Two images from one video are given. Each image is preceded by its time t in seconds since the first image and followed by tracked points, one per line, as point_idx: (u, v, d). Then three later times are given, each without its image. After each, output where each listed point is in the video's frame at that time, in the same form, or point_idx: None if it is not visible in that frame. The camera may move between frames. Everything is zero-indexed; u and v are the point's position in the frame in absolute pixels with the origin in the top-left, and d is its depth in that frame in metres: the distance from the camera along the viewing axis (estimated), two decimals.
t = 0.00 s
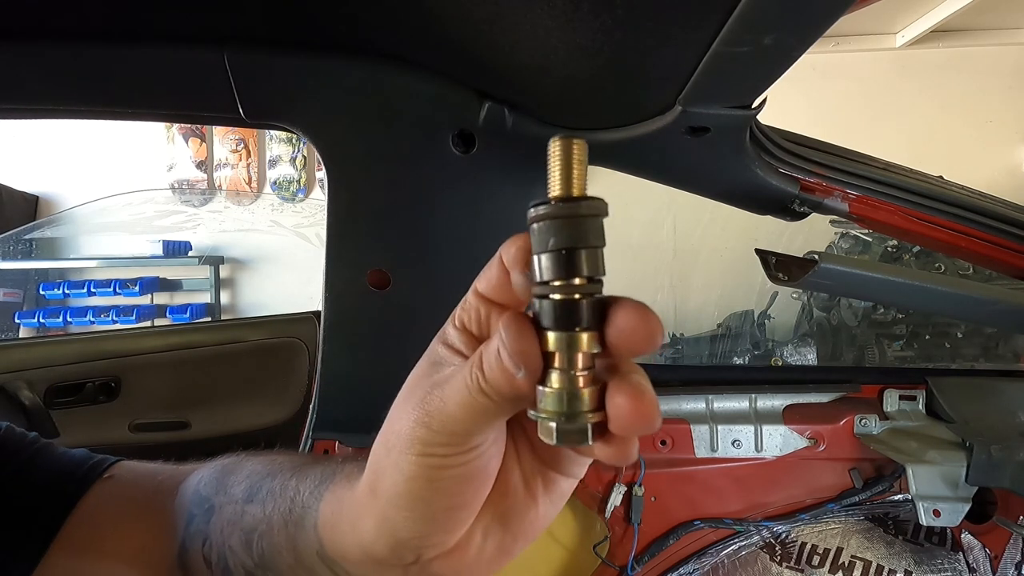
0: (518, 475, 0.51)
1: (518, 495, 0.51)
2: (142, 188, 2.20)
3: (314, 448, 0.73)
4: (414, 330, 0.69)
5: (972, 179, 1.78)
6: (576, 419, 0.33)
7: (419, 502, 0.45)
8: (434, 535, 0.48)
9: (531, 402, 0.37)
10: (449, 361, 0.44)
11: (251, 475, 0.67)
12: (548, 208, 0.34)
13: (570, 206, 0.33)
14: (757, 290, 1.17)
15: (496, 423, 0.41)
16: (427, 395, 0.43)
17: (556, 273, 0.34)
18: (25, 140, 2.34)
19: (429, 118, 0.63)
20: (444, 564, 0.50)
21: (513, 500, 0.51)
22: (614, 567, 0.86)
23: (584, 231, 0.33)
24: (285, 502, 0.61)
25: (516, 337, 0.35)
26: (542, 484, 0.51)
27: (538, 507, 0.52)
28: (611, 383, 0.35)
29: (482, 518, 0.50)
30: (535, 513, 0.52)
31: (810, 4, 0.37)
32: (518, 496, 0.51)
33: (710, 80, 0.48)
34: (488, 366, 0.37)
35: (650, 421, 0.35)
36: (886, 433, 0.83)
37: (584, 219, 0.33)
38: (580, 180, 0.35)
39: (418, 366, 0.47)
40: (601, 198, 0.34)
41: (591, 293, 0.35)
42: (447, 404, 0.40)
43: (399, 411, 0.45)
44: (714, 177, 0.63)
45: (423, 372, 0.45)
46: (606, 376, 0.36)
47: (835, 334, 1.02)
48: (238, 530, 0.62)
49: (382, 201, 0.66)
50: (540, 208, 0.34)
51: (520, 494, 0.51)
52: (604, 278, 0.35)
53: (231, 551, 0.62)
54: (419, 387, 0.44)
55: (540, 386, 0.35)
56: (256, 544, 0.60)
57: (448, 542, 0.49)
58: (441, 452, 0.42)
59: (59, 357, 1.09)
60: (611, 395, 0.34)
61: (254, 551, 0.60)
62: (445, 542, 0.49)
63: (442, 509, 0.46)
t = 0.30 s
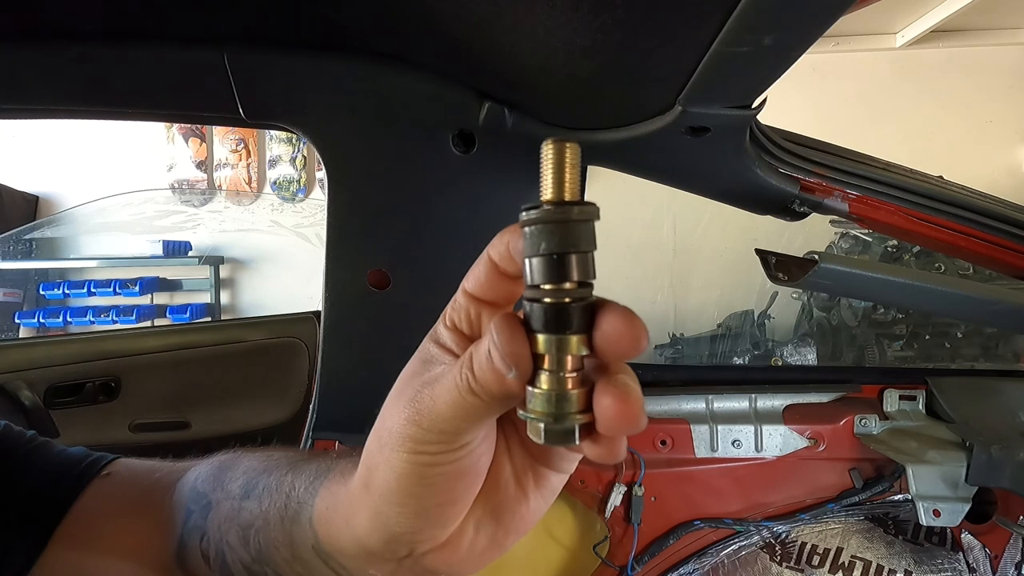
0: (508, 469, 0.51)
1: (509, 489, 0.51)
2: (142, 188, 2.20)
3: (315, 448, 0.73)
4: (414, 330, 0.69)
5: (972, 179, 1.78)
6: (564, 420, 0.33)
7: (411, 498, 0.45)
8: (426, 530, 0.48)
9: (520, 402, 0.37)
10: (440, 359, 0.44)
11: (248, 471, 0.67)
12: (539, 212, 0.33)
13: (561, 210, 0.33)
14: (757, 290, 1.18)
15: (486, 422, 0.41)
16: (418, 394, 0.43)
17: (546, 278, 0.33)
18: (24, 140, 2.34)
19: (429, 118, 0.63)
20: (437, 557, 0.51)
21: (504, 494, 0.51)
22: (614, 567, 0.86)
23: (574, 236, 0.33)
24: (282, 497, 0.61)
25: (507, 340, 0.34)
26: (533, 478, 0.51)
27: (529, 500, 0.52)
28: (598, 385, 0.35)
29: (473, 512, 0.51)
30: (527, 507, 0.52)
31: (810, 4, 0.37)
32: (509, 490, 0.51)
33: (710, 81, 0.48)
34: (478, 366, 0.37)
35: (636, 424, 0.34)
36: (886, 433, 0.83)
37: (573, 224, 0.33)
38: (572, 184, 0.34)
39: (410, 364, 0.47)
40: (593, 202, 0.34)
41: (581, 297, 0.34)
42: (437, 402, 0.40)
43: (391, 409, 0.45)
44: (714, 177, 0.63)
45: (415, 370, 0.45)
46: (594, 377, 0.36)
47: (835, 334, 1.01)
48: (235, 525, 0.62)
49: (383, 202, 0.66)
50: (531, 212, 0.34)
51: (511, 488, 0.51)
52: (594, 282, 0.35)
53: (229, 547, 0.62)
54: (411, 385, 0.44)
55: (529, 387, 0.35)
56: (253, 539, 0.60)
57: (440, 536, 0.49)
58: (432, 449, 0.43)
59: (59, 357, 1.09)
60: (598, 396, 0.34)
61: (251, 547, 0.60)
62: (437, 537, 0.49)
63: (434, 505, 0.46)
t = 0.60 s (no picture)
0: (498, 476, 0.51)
1: (499, 496, 0.51)
2: (142, 188, 2.20)
3: (315, 447, 0.73)
4: (414, 329, 0.69)
5: (972, 179, 1.78)
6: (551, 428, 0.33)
7: (398, 508, 0.45)
8: (414, 538, 0.48)
9: (507, 411, 0.37)
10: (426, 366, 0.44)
11: (242, 473, 0.67)
12: (517, 216, 0.33)
13: (541, 213, 0.32)
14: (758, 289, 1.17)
15: (473, 430, 0.41)
16: (404, 401, 0.43)
17: (529, 283, 0.33)
18: (25, 140, 2.34)
19: (429, 118, 0.63)
20: (426, 564, 0.51)
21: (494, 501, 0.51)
22: (614, 567, 0.86)
23: (555, 239, 0.32)
24: (274, 501, 0.61)
25: (490, 349, 0.34)
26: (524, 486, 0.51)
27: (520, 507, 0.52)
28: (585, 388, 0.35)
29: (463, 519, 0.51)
30: (517, 514, 0.52)
31: (810, 4, 0.37)
32: (499, 497, 0.51)
33: (710, 80, 0.48)
34: (462, 375, 0.37)
35: (626, 426, 0.34)
36: (886, 433, 0.83)
37: (554, 226, 0.32)
38: (551, 184, 0.34)
39: (398, 369, 0.46)
40: (574, 204, 0.33)
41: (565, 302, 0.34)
42: (423, 410, 0.40)
43: (377, 416, 0.45)
44: (714, 177, 0.63)
45: (401, 377, 0.45)
46: (581, 382, 0.36)
47: (835, 334, 1.02)
48: (229, 528, 0.62)
49: (383, 201, 0.66)
50: (510, 215, 0.33)
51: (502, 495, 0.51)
52: (578, 285, 0.34)
53: (222, 550, 0.62)
54: (397, 392, 0.44)
55: (516, 396, 0.35)
56: (247, 542, 0.60)
57: (429, 543, 0.49)
58: (418, 458, 0.42)
59: (59, 357, 1.10)
60: (586, 400, 0.34)
61: (244, 550, 0.60)
62: (426, 545, 0.49)
63: (421, 513, 0.46)
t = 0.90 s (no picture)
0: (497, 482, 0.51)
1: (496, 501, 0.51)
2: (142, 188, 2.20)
3: (315, 447, 0.73)
4: (415, 330, 0.69)
5: (972, 179, 1.78)
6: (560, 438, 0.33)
7: (395, 513, 0.45)
8: (411, 543, 0.48)
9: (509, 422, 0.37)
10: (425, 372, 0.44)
11: (240, 474, 0.67)
12: (504, 232, 0.33)
13: (527, 228, 0.32)
14: (757, 291, 1.19)
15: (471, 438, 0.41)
16: (403, 408, 0.43)
17: (523, 296, 0.33)
18: (24, 140, 2.34)
19: (430, 118, 0.63)
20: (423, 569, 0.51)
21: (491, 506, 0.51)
22: (614, 567, 0.86)
23: (543, 250, 0.32)
24: (272, 503, 0.60)
25: (491, 362, 0.34)
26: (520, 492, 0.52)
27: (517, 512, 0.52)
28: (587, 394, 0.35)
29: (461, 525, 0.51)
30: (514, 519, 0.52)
31: (810, 4, 0.37)
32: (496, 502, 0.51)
33: (710, 80, 0.48)
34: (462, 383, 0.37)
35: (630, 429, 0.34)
36: (886, 433, 0.83)
37: (541, 239, 0.32)
38: (533, 199, 0.34)
39: (396, 376, 0.46)
40: (559, 214, 0.34)
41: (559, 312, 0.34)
42: (421, 418, 0.40)
43: (376, 422, 0.44)
44: (714, 177, 0.63)
45: (400, 383, 0.45)
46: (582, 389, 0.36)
47: (835, 334, 1.02)
48: (227, 529, 0.62)
49: (383, 201, 0.66)
50: (496, 231, 0.33)
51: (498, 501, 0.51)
52: (571, 294, 0.35)
53: (220, 551, 0.61)
54: (396, 398, 0.44)
55: (520, 409, 0.35)
56: (245, 544, 0.60)
57: (426, 549, 0.49)
58: (417, 465, 0.42)
59: (60, 357, 1.10)
60: (591, 406, 0.35)
61: (242, 552, 0.60)
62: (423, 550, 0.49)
63: (419, 518, 0.46)
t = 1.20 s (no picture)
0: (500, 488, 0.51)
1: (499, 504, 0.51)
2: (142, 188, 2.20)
3: (315, 448, 0.73)
4: (415, 330, 0.69)
5: (972, 179, 1.78)
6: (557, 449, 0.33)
7: (406, 512, 0.45)
8: (420, 541, 0.48)
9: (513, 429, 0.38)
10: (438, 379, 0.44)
11: (246, 475, 0.67)
12: (515, 253, 0.33)
13: (535, 250, 0.33)
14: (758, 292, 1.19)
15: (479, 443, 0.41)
16: (416, 411, 0.43)
17: (528, 311, 0.33)
18: (25, 140, 2.34)
19: (430, 119, 0.63)
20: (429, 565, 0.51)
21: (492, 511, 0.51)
22: (614, 567, 0.86)
23: (552, 272, 0.33)
24: (282, 502, 0.60)
25: (498, 373, 0.35)
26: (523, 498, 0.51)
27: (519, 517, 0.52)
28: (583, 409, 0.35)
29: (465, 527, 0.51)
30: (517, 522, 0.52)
31: (810, 4, 0.37)
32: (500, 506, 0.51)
33: (710, 81, 0.48)
34: (473, 392, 0.37)
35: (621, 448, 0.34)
36: (886, 433, 0.83)
37: (550, 261, 0.33)
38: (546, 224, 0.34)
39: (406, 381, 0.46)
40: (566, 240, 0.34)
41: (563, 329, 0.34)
42: (431, 423, 0.41)
43: (388, 423, 0.45)
44: (714, 177, 0.63)
45: (412, 387, 0.45)
46: (580, 404, 0.36)
47: (835, 334, 1.02)
48: (235, 528, 0.62)
49: (383, 201, 0.66)
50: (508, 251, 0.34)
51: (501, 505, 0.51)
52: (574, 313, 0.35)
53: (228, 549, 0.61)
54: (409, 401, 0.44)
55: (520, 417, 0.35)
56: (254, 540, 0.60)
57: (434, 547, 0.49)
58: (429, 466, 0.43)
59: (59, 357, 1.10)
60: (586, 422, 0.34)
61: (251, 550, 0.60)
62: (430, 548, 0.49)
63: (426, 518, 0.46)
